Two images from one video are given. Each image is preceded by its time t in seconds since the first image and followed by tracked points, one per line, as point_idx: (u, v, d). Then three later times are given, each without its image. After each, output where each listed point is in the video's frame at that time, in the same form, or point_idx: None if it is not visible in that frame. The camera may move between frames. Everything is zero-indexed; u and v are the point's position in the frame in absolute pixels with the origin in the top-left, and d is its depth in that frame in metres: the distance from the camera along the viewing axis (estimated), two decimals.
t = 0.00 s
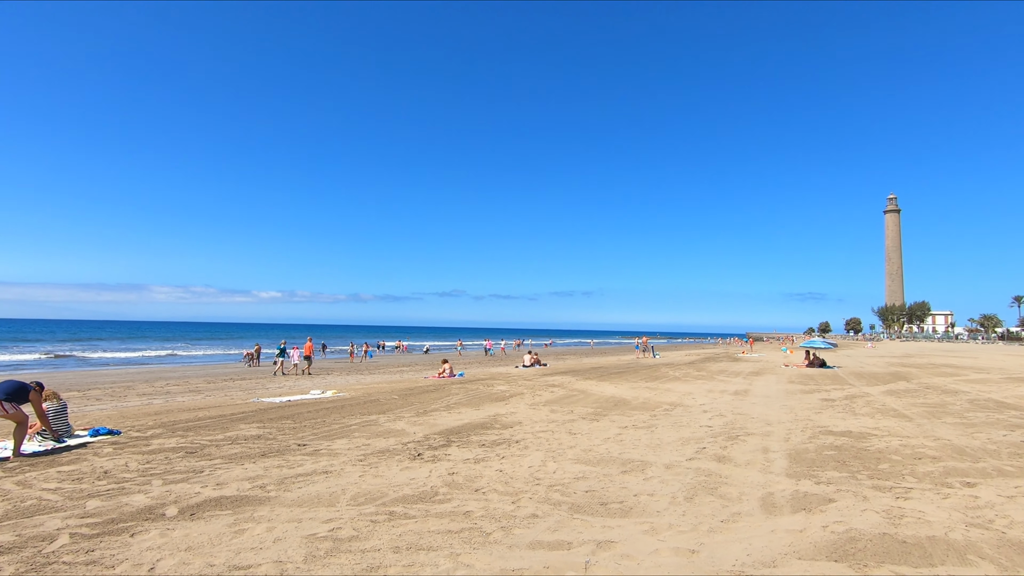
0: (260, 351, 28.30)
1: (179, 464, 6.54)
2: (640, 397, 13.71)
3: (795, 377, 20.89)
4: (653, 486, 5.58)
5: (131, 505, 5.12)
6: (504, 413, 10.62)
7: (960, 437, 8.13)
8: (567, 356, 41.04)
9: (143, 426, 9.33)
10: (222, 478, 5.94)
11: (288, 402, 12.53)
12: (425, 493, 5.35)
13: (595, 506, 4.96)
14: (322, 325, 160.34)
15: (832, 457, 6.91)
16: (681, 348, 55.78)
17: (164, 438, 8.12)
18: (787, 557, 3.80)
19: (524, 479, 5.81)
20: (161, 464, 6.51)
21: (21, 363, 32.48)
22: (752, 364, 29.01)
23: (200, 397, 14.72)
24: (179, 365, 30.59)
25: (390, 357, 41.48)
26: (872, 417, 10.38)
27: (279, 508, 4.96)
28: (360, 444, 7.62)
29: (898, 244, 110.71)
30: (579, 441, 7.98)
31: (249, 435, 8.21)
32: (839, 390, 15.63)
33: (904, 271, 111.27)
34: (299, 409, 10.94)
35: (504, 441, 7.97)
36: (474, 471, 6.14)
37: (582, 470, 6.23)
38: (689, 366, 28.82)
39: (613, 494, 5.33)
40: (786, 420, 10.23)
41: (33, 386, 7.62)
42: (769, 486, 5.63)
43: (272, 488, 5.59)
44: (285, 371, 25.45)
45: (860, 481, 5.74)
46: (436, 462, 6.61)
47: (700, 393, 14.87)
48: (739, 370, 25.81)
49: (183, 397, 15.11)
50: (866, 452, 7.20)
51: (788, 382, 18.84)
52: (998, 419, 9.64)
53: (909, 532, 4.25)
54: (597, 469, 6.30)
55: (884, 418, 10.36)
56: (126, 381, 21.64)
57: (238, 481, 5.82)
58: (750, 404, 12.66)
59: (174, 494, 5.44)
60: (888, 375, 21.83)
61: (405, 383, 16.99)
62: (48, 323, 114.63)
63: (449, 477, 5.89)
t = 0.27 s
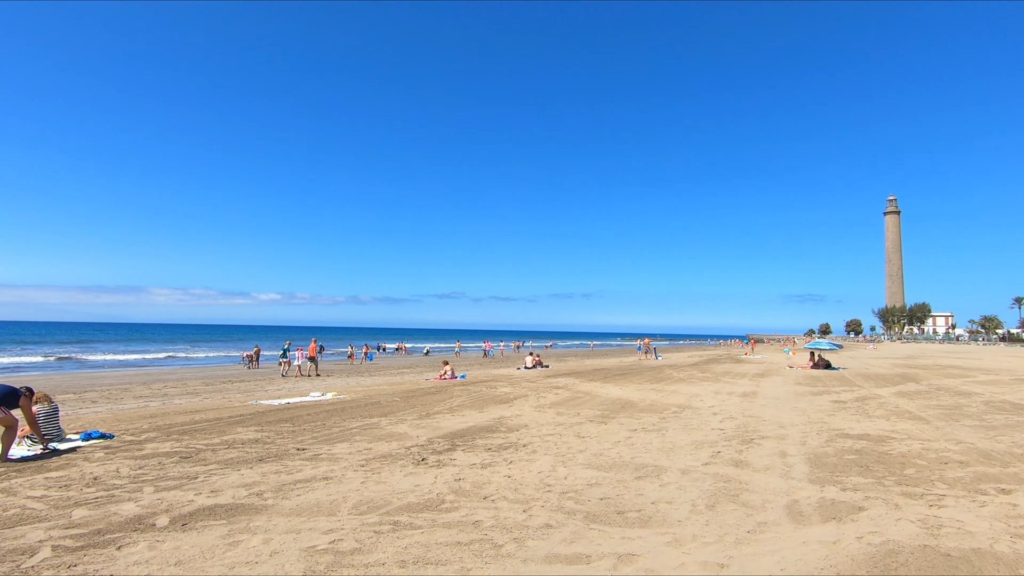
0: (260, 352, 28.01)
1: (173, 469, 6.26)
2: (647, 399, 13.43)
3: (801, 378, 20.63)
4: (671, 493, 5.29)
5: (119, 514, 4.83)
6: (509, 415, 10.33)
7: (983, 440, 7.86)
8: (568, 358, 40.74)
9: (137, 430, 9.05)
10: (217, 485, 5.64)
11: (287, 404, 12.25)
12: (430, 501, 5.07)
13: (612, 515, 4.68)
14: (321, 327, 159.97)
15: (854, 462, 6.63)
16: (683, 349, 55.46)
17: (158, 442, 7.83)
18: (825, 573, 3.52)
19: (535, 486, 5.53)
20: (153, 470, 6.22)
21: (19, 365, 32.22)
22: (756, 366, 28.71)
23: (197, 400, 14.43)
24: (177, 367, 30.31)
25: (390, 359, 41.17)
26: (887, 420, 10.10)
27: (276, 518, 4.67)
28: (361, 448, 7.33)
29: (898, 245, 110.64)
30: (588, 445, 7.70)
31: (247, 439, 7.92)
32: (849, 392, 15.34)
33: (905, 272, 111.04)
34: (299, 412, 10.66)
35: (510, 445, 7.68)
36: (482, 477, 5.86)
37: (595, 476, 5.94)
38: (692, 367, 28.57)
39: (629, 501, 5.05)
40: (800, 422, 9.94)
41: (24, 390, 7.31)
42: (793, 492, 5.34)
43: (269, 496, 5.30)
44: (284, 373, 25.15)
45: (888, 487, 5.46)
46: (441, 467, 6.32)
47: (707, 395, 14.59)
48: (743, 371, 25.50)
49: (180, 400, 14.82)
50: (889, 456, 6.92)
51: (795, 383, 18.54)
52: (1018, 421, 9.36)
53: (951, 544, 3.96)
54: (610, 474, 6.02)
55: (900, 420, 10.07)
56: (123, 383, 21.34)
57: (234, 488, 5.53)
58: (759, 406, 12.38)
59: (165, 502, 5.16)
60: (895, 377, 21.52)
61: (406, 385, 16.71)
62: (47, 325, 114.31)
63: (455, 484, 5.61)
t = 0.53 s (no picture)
0: (263, 356, 27.79)
1: (170, 481, 5.98)
2: (658, 403, 13.10)
3: (813, 381, 20.25)
4: (695, 508, 4.98)
5: (110, 532, 4.54)
6: (518, 421, 10.02)
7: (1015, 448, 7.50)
8: (574, 360, 40.37)
9: (136, 437, 8.78)
10: (214, 499, 5.35)
11: (291, 410, 11.97)
12: (440, 517, 4.77)
13: (635, 532, 4.37)
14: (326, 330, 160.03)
15: (884, 472, 6.29)
16: (688, 352, 55.03)
17: (156, 451, 7.55)
18: None
19: (550, 500, 5.22)
20: (149, 482, 5.93)
21: (24, 369, 32.16)
22: (765, 368, 28.29)
23: (200, 405, 14.19)
24: (182, 371, 30.13)
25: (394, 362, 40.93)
26: (911, 426, 9.74)
27: (276, 536, 4.37)
28: (366, 458, 7.04)
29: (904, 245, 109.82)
30: (602, 453, 7.38)
31: (248, 448, 7.64)
32: (865, 395, 14.96)
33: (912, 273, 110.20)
34: (302, 418, 10.37)
35: (521, 453, 7.37)
36: (494, 490, 5.56)
37: (613, 488, 5.63)
38: (700, 369, 28.20)
39: (652, 517, 4.74)
40: (819, 428, 9.60)
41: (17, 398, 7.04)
42: (825, 507, 5.02)
43: (270, 510, 5.00)
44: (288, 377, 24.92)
45: (926, 500, 5.13)
46: (450, 479, 6.02)
47: (720, 399, 14.24)
48: (753, 374, 25.08)
49: (182, 405, 14.57)
50: (920, 465, 6.58)
51: (808, 387, 18.14)
52: None
53: (1009, 568, 3.63)
54: (629, 487, 5.70)
55: (923, 426, 9.71)
56: (127, 387, 21.14)
57: (232, 502, 5.24)
58: (775, 410, 12.03)
59: (160, 518, 4.87)
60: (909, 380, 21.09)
61: (411, 389, 16.43)
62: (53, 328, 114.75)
63: (466, 497, 5.31)
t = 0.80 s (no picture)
0: (269, 357, 27.63)
1: (172, 487, 5.75)
2: (672, 407, 12.80)
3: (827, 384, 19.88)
4: (725, 519, 4.70)
5: (108, 542, 4.30)
6: (529, 425, 9.75)
7: None
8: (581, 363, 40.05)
9: (139, 440, 8.57)
10: (218, 506, 5.11)
11: (297, 413, 11.74)
12: (455, 528, 4.51)
13: (664, 546, 4.10)
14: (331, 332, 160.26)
15: (918, 481, 5.99)
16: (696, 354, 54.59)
17: (159, 455, 7.33)
18: None
19: (570, 510, 4.95)
20: (150, 488, 5.71)
21: (30, 369, 32.13)
22: (776, 371, 27.85)
23: (205, 407, 14.01)
24: (188, 372, 30.04)
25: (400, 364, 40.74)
26: (937, 431, 9.39)
27: (283, 547, 4.12)
28: (376, 463, 6.79)
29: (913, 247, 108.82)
30: (620, 459, 7.11)
31: (253, 452, 7.41)
32: (883, 400, 14.59)
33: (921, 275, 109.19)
34: (309, 421, 10.14)
35: (535, 459, 7.11)
36: (510, 498, 5.30)
37: (634, 497, 5.36)
38: (710, 372, 27.84)
39: (680, 529, 4.46)
40: (841, 434, 9.28)
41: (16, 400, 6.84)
42: (862, 519, 4.73)
43: (276, 520, 4.75)
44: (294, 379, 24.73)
45: (970, 512, 4.83)
46: (463, 486, 5.77)
47: (734, 403, 13.92)
48: (764, 377, 24.69)
49: (188, 406, 14.39)
50: (954, 473, 6.27)
51: (823, 390, 17.75)
52: None
53: None
54: (651, 495, 5.43)
55: (950, 432, 9.37)
56: (132, 388, 21.00)
57: (236, 510, 5.01)
58: (792, 415, 11.71)
59: (161, 527, 4.63)
60: (925, 383, 20.64)
61: (419, 392, 16.18)
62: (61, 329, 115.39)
63: (481, 506, 5.04)
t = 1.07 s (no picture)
0: (275, 360, 27.45)
1: (175, 495, 5.50)
2: (687, 413, 12.47)
3: (842, 390, 19.47)
4: (762, 536, 4.40)
5: (106, 556, 4.05)
6: (542, 431, 9.46)
7: None
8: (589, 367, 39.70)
9: (142, 445, 8.33)
10: (223, 517, 4.85)
11: (303, 417, 11.50)
12: (475, 543, 4.23)
13: (701, 565, 3.81)
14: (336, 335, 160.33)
15: (959, 494, 5.67)
16: (703, 358, 54.07)
17: (162, 460, 7.09)
18: None
19: (594, 523, 4.67)
20: (152, 496, 5.46)
21: (36, 372, 32.09)
22: (786, 377, 27.41)
23: (210, 410, 13.79)
24: (193, 375, 29.87)
25: (406, 367, 40.48)
26: (966, 440, 9.04)
27: (291, 564, 3.86)
28: (387, 470, 6.53)
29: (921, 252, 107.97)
30: (641, 469, 6.81)
31: (259, 458, 7.16)
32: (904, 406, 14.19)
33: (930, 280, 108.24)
34: (315, 426, 9.88)
35: (552, 467, 6.82)
36: (530, 510, 5.02)
37: (661, 509, 5.07)
38: (720, 377, 27.45)
39: (715, 546, 4.17)
40: (867, 442, 8.93)
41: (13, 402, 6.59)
42: (908, 535, 4.43)
43: (284, 532, 4.49)
44: (300, 382, 24.54)
45: None
46: (479, 496, 5.49)
47: (749, 408, 13.58)
48: (776, 381, 24.29)
49: (192, 410, 14.17)
50: (996, 486, 5.95)
51: (838, 396, 17.36)
52: None
53: None
54: (679, 508, 5.14)
55: (979, 440, 9.02)
56: (138, 391, 20.84)
57: (242, 521, 4.74)
58: (812, 421, 11.37)
59: (163, 539, 4.38)
60: (942, 390, 20.20)
61: (426, 396, 15.92)
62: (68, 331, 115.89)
63: (499, 519, 4.77)
